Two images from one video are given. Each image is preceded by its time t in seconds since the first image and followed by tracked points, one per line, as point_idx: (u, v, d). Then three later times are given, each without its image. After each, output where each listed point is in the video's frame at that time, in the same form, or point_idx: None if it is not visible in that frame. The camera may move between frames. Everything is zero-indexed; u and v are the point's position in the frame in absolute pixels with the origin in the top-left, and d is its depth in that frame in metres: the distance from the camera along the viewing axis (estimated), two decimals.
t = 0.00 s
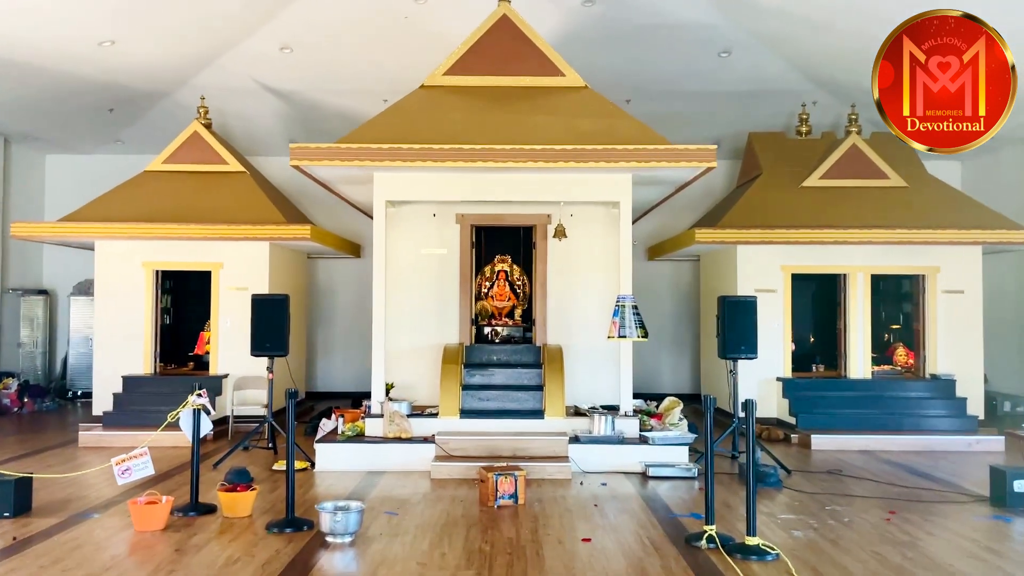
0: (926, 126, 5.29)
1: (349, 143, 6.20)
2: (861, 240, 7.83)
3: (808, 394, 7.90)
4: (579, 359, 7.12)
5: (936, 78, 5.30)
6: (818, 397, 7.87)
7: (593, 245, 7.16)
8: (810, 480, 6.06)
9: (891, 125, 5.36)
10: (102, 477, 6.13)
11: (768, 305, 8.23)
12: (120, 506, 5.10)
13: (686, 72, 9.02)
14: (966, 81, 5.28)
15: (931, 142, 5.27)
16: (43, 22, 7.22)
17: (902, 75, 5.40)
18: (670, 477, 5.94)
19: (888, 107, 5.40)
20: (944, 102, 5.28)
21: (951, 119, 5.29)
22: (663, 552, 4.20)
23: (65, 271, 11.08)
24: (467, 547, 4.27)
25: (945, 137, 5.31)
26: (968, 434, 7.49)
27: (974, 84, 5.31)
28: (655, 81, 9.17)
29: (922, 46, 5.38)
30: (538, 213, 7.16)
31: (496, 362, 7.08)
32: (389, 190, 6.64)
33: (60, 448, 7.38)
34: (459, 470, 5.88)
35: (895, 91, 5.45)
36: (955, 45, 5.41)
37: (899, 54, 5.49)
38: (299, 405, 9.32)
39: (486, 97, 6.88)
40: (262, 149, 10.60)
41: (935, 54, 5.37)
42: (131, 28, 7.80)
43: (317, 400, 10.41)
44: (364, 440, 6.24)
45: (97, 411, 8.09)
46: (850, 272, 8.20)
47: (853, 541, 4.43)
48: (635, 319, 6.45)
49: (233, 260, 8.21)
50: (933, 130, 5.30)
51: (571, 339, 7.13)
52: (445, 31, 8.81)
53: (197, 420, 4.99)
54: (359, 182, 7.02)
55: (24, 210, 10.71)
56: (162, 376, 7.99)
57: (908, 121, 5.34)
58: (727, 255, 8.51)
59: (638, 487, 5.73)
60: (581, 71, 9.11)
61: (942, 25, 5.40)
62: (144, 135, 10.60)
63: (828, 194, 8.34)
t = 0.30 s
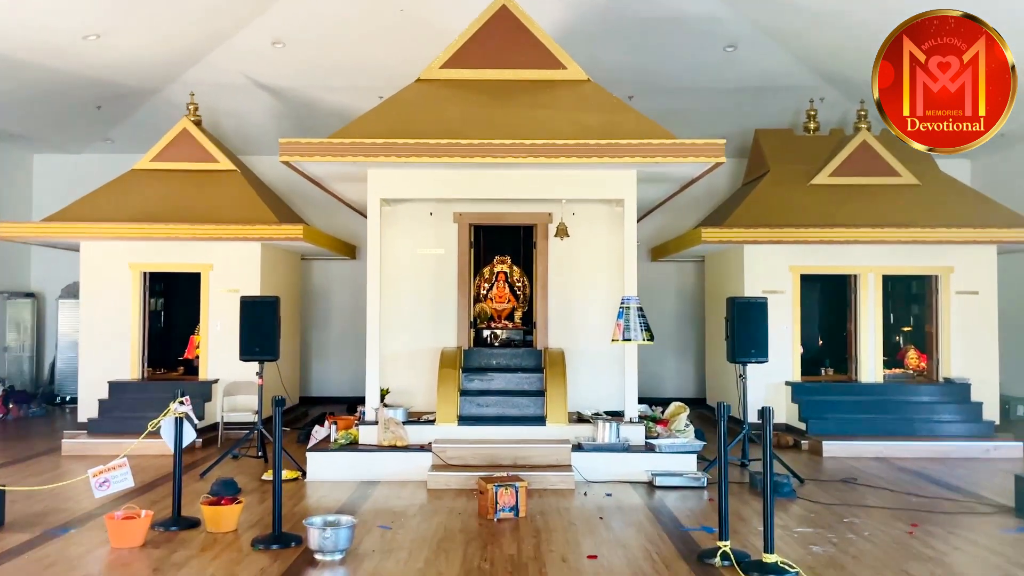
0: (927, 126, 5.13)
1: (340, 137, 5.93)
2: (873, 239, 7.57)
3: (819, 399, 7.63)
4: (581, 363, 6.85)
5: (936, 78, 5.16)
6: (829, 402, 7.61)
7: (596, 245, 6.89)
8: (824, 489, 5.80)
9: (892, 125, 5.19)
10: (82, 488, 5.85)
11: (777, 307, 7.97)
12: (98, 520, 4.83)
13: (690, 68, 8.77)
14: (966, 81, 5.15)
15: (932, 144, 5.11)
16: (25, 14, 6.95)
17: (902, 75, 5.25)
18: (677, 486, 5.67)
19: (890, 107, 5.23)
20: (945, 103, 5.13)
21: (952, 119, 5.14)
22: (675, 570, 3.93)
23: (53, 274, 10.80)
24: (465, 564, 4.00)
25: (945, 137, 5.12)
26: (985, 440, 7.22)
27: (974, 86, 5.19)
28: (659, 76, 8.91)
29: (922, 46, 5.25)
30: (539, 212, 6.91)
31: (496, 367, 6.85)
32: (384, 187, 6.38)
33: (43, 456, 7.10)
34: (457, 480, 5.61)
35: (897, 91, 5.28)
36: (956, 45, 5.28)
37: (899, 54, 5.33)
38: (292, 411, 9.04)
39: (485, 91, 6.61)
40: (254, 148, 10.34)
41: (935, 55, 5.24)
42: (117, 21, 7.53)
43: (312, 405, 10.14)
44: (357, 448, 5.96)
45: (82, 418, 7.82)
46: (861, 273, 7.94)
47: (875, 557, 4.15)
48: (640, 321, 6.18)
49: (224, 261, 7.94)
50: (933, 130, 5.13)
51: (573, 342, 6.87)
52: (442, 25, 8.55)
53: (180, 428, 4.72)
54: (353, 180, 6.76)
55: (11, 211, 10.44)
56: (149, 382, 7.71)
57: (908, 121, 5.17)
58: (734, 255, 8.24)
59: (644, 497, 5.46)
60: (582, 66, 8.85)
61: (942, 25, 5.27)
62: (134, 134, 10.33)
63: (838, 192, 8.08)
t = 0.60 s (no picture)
0: (927, 126, 4.87)
1: (331, 134, 5.68)
2: (884, 241, 7.34)
3: (828, 406, 7.39)
4: (583, 369, 6.60)
5: (936, 78, 4.92)
6: (839, 409, 7.36)
7: (598, 246, 6.65)
8: (837, 502, 5.54)
9: (890, 125, 4.92)
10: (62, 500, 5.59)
11: (784, 311, 7.72)
12: (74, 537, 4.57)
13: (694, 65, 8.54)
14: (966, 81, 4.90)
15: (930, 143, 4.86)
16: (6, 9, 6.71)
17: (902, 75, 4.98)
18: (683, 499, 5.42)
19: (887, 106, 4.97)
20: (945, 102, 4.89)
21: (951, 119, 4.89)
22: None
23: (42, 277, 10.56)
24: None
25: (945, 137, 4.87)
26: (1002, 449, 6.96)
27: (975, 85, 4.94)
28: (662, 74, 8.67)
29: (922, 46, 4.99)
30: (539, 212, 6.66)
31: (494, 374, 6.61)
32: (377, 186, 6.14)
33: (25, 466, 6.85)
34: (453, 492, 5.36)
35: (895, 90, 5.02)
36: (955, 45, 5.02)
37: (898, 54, 5.06)
38: (285, 418, 8.79)
39: (483, 86, 6.37)
40: (247, 148, 10.10)
41: (934, 55, 4.99)
42: (102, 17, 7.30)
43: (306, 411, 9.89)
44: (349, 459, 5.71)
45: (67, 426, 7.56)
46: (871, 275, 7.69)
47: None
48: (644, 326, 5.96)
49: (214, 264, 7.70)
50: (933, 131, 4.88)
51: (574, 347, 6.62)
52: (439, 21, 8.31)
53: (161, 439, 4.46)
54: (346, 179, 6.51)
55: None
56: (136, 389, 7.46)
57: (908, 121, 4.90)
58: (740, 257, 8.00)
59: (649, 510, 5.21)
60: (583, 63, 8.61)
61: (942, 25, 5.01)
62: (124, 134, 10.09)
63: (847, 193, 7.83)
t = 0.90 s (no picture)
0: (927, 126, 4.69)
1: (329, 136, 5.45)
2: (905, 251, 7.07)
3: (846, 423, 7.11)
4: (591, 384, 6.32)
5: (936, 78, 4.72)
6: (857, 426, 7.08)
7: (607, 255, 6.39)
8: (860, 526, 5.26)
9: (890, 125, 4.73)
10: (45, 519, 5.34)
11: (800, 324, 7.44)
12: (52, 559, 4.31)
13: (706, 69, 8.29)
14: (966, 81, 4.69)
15: (931, 146, 4.66)
16: None
17: (902, 75, 4.78)
18: (697, 522, 5.14)
19: (887, 107, 4.77)
20: (945, 103, 4.69)
21: (952, 120, 4.69)
22: None
23: (38, 284, 10.34)
24: None
25: (945, 137, 4.68)
26: None
27: (976, 85, 4.71)
28: (673, 77, 8.42)
29: (922, 46, 4.78)
30: (547, 218, 6.40)
31: (498, 388, 6.37)
32: (378, 191, 5.90)
33: (11, 480, 6.60)
34: (455, 513, 5.09)
35: (895, 91, 4.81)
36: (955, 46, 4.81)
37: (899, 55, 4.86)
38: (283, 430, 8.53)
39: (489, 89, 6.13)
40: (248, 154, 9.88)
41: (935, 56, 4.79)
42: (99, 17, 7.08)
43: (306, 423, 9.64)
44: (345, 476, 5.44)
45: (58, 438, 7.32)
46: (892, 286, 7.42)
47: None
48: (655, 339, 5.69)
49: (211, 272, 7.46)
50: (933, 131, 4.70)
51: (582, 360, 6.35)
52: (444, 22, 8.09)
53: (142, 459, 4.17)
54: (345, 184, 6.28)
55: None
56: (128, 401, 7.21)
57: (908, 121, 4.72)
58: (754, 268, 7.72)
59: (661, 534, 4.92)
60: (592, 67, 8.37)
61: (942, 25, 4.81)
62: (123, 139, 9.89)
63: (865, 201, 7.56)
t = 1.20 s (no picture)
0: (927, 127, 4.26)
1: (331, 137, 5.24)
2: (930, 259, 6.80)
3: (869, 437, 6.83)
4: (603, 396, 6.07)
5: (936, 78, 4.29)
6: (880, 441, 6.80)
7: (619, 261, 6.15)
8: (887, 548, 4.98)
9: (888, 127, 4.30)
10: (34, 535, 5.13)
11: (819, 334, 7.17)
12: None
13: (720, 71, 8.06)
14: (967, 81, 4.26)
15: (930, 147, 4.24)
16: None
17: (902, 74, 4.34)
18: (714, 542, 4.88)
19: (884, 108, 4.33)
20: (945, 103, 4.27)
21: (951, 122, 4.25)
22: None
23: (40, 291, 10.18)
24: None
25: (945, 138, 4.23)
26: None
27: (976, 87, 4.26)
28: (686, 80, 8.20)
29: (922, 45, 4.34)
30: (556, 224, 6.20)
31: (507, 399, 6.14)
32: (382, 194, 5.68)
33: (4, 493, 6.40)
34: (460, 532, 4.85)
35: (894, 92, 4.37)
36: (955, 45, 4.37)
37: (897, 55, 4.41)
38: (286, 442, 8.31)
39: (497, 90, 5.91)
40: (252, 159, 9.71)
41: (935, 55, 4.35)
42: (98, 18, 6.91)
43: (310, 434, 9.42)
44: (346, 492, 5.22)
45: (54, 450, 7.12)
46: (915, 295, 7.14)
47: None
48: (671, 349, 5.45)
49: (211, 278, 7.26)
50: (933, 132, 4.26)
51: (594, 370, 6.11)
52: (451, 23, 7.88)
53: (130, 474, 3.97)
54: (349, 188, 6.07)
55: None
56: (126, 411, 7.01)
57: (907, 122, 4.29)
58: (771, 275, 7.46)
59: (677, 555, 4.66)
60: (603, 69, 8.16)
61: (942, 24, 4.37)
62: (126, 144, 9.73)
63: (887, 207, 7.29)
